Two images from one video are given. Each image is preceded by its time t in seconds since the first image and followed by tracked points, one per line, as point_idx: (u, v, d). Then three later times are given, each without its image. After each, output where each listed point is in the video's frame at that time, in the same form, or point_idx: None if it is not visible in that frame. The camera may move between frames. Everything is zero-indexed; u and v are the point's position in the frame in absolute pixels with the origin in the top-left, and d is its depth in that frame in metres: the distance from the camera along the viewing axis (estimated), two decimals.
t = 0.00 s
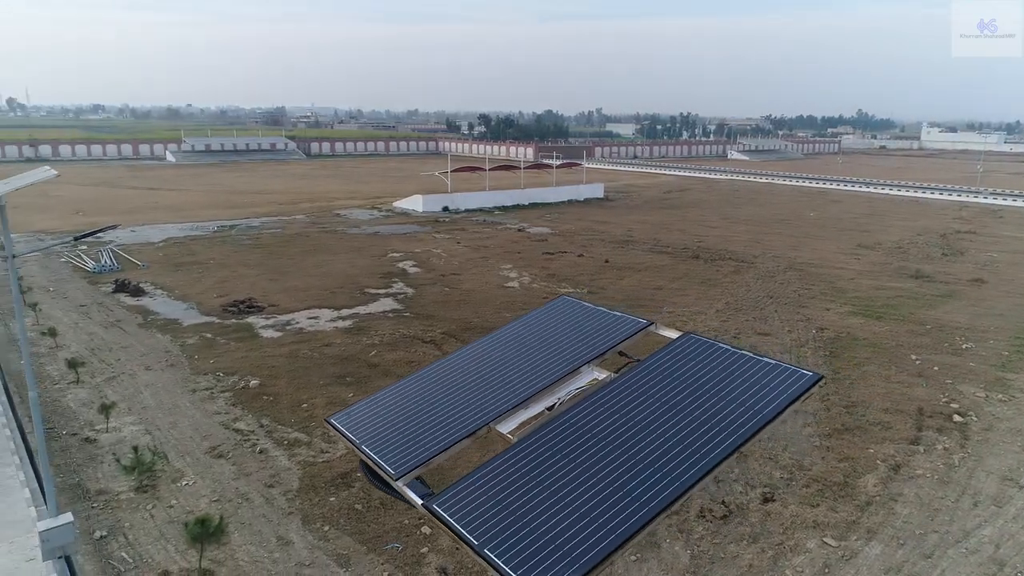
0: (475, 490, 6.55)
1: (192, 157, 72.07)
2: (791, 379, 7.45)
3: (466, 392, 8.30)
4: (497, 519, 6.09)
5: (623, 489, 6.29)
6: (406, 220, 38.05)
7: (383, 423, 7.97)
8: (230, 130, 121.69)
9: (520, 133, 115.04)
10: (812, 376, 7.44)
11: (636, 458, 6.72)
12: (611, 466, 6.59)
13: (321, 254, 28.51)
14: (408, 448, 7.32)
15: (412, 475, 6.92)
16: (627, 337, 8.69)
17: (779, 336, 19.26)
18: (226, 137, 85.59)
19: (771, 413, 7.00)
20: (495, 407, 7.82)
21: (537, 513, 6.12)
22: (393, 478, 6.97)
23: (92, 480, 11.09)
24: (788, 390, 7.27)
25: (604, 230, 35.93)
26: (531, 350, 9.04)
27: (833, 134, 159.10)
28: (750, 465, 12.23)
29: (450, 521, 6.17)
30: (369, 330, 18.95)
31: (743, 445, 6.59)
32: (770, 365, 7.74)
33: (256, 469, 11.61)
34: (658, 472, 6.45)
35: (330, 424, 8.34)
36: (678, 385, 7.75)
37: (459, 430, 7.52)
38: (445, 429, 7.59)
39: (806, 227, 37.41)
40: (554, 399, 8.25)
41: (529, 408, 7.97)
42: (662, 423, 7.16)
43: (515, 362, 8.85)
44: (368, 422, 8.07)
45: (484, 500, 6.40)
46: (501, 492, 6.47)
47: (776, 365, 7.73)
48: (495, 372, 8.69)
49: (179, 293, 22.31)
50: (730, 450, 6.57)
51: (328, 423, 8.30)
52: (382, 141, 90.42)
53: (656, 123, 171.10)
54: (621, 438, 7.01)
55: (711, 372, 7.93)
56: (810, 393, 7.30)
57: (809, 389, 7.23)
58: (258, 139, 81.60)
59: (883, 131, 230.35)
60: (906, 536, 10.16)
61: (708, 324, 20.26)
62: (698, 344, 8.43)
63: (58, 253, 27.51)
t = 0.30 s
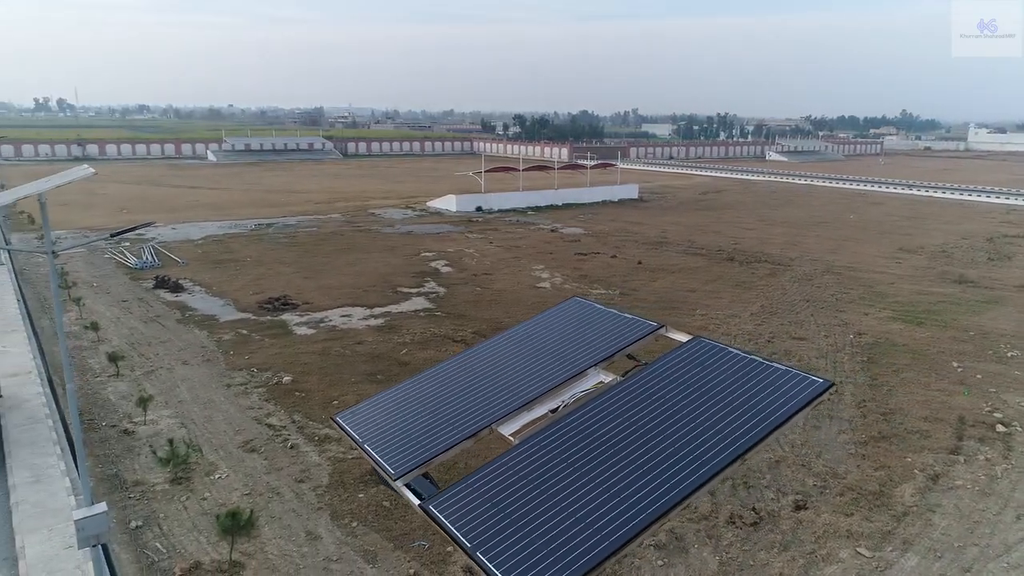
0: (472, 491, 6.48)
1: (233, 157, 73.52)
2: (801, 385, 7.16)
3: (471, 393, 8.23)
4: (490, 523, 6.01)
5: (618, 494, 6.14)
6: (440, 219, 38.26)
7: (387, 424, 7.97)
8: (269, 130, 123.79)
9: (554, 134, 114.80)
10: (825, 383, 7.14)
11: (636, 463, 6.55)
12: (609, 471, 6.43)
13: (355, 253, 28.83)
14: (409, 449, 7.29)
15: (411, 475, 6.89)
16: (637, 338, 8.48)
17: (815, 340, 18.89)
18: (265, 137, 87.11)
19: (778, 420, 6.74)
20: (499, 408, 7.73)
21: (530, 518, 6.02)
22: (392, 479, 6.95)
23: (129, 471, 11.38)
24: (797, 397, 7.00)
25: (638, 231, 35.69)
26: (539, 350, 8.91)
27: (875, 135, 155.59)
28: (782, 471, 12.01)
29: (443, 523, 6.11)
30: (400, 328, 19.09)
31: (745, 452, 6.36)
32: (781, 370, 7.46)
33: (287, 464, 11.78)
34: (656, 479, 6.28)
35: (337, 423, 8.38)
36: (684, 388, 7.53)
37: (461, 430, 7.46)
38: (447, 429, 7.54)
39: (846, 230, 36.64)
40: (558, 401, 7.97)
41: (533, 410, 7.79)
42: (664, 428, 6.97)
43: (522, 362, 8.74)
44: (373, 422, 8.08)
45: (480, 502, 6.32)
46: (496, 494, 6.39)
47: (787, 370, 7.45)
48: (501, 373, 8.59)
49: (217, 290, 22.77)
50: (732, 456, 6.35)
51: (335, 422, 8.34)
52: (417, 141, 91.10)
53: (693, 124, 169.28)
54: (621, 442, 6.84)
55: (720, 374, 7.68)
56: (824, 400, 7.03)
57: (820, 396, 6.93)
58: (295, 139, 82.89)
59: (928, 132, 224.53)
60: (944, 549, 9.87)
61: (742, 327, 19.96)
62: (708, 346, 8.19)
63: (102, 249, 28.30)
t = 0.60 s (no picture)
0: (469, 490, 6.34)
1: (272, 156, 74.77)
2: (812, 390, 6.82)
3: (477, 392, 8.07)
4: (482, 526, 5.87)
5: (613, 500, 5.94)
6: (474, 219, 38.40)
7: (392, 422, 7.85)
8: (308, 130, 125.69)
9: (590, 134, 114.34)
10: (837, 389, 6.79)
11: (635, 467, 6.32)
12: (606, 476, 6.23)
13: (389, 252, 29.08)
14: (411, 448, 7.18)
15: (411, 475, 6.78)
16: (650, 337, 8.19)
17: (853, 346, 18.49)
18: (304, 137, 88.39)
19: (784, 427, 6.42)
20: (504, 408, 7.56)
21: (523, 523, 5.86)
22: (391, 477, 6.84)
23: (166, 463, 11.64)
24: (806, 402, 6.67)
25: (672, 232, 35.36)
26: (549, 350, 8.70)
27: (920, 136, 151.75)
28: (816, 478, 11.76)
29: (437, 523, 6.00)
30: (431, 327, 19.19)
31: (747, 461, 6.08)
32: (792, 374, 7.11)
33: (318, 460, 11.93)
34: (653, 485, 6.05)
35: (344, 419, 8.31)
36: (690, 390, 7.25)
37: (465, 429, 7.31)
38: (450, 428, 7.39)
39: (887, 233, 35.78)
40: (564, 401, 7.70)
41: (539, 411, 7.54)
42: (667, 431, 6.72)
43: (530, 361, 8.54)
44: (378, 420, 7.98)
45: (475, 502, 6.18)
46: (492, 496, 6.25)
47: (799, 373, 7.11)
48: (509, 372, 8.40)
49: (254, 287, 23.18)
50: (731, 465, 6.07)
51: (341, 419, 8.27)
52: (453, 141, 91.56)
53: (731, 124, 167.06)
54: (621, 445, 6.62)
55: (729, 376, 7.37)
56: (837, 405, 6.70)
57: (830, 402, 6.59)
58: (333, 139, 83.96)
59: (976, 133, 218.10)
60: (985, 563, 9.56)
61: (777, 331, 19.62)
62: (720, 347, 7.86)
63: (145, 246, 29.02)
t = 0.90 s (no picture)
0: (466, 490, 6.20)
1: (311, 156, 75.88)
2: (823, 396, 6.53)
3: (484, 392, 7.86)
4: (474, 526, 5.71)
5: (610, 505, 5.73)
6: (508, 219, 38.44)
7: (395, 421, 7.65)
8: (346, 130, 127.30)
9: (627, 134, 113.62)
10: (849, 395, 6.49)
11: (635, 472, 6.10)
12: (604, 481, 6.02)
13: (423, 251, 29.28)
14: (413, 446, 7.00)
15: (413, 473, 6.60)
16: (663, 338, 7.94)
17: (894, 352, 18.04)
18: (342, 137, 89.51)
19: (792, 433, 6.15)
20: (511, 408, 7.35)
21: (516, 524, 5.69)
22: (392, 476, 6.66)
23: (201, 456, 11.88)
24: (815, 408, 6.39)
25: (709, 234, 34.93)
26: (559, 351, 8.47)
27: (968, 137, 147.50)
28: (852, 487, 11.49)
29: (430, 522, 5.86)
30: (463, 327, 19.27)
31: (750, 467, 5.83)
32: (802, 380, 6.84)
33: (348, 456, 12.07)
34: (652, 489, 5.84)
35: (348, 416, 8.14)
36: (696, 395, 7.01)
37: (468, 429, 7.11)
38: (453, 427, 7.20)
39: (932, 236, 34.86)
40: (568, 404, 7.53)
41: (540, 413, 7.38)
42: (670, 436, 6.49)
43: (540, 361, 8.31)
44: (382, 418, 7.81)
45: (470, 502, 6.04)
46: (487, 496, 6.09)
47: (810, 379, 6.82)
48: (517, 372, 8.18)
49: (290, 284, 23.55)
50: (734, 472, 5.83)
51: (346, 415, 8.11)
52: (489, 141, 91.83)
53: (771, 125, 164.44)
54: (622, 449, 6.40)
55: (737, 382, 7.10)
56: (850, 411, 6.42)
57: (841, 408, 6.30)
58: (370, 139, 84.86)
59: None
60: None
61: (815, 335, 19.24)
62: (730, 352, 7.60)
63: (187, 244, 29.72)
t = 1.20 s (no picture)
0: (461, 492, 6.19)
1: (348, 155, 76.77)
2: (831, 405, 6.32)
3: (487, 392, 7.83)
4: (464, 529, 5.69)
5: (601, 512, 5.66)
6: (542, 219, 38.38)
7: (398, 422, 7.65)
8: (383, 130, 128.46)
9: (663, 134, 112.61)
10: (859, 404, 6.27)
11: (630, 478, 6.01)
12: (598, 487, 5.95)
13: (456, 251, 29.40)
14: (412, 446, 7.03)
15: (410, 473, 6.65)
16: (670, 341, 7.77)
17: (935, 359, 17.56)
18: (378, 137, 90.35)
19: (794, 444, 5.98)
20: (512, 410, 7.31)
21: (506, 529, 5.66)
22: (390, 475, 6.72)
23: (234, 450, 12.10)
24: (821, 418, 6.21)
25: (745, 235, 34.42)
26: (566, 352, 8.37)
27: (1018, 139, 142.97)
28: (888, 496, 11.21)
29: (423, 523, 5.86)
30: (494, 327, 19.30)
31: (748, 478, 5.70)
32: (812, 386, 6.62)
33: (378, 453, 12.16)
34: (646, 498, 5.74)
35: (354, 412, 8.20)
36: (701, 399, 6.86)
37: (468, 429, 7.11)
38: (453, 428, 7.20)
39: (979, 240, 33.86)
40: (571, 407, 7.38)
41: (541, 415, 7.27)
42: (670, 441, 6.37)
43: (545, 362, 8.24)
44: (387, 417, 7.82)
45: (463, 505, 6.02)
46: (481, 499, 6.06)
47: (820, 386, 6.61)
48: (521, 372, 8.12)
49: (324, 282, 23.86)
50: (731, 483, 5.70)
51: (352, 412, 8.17)
52: (524, 141, 91.88)
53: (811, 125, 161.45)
54: (619, 455, 6.30)
55: (744, 387, 6.92)
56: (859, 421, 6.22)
57: (849, 419, 6.08)
58: (405, 139, 85.45)
59: None
60: None
61: (852, 340, 18.83)
62: (740, 355, 7.38)
63: (225, 241, 30.31)
